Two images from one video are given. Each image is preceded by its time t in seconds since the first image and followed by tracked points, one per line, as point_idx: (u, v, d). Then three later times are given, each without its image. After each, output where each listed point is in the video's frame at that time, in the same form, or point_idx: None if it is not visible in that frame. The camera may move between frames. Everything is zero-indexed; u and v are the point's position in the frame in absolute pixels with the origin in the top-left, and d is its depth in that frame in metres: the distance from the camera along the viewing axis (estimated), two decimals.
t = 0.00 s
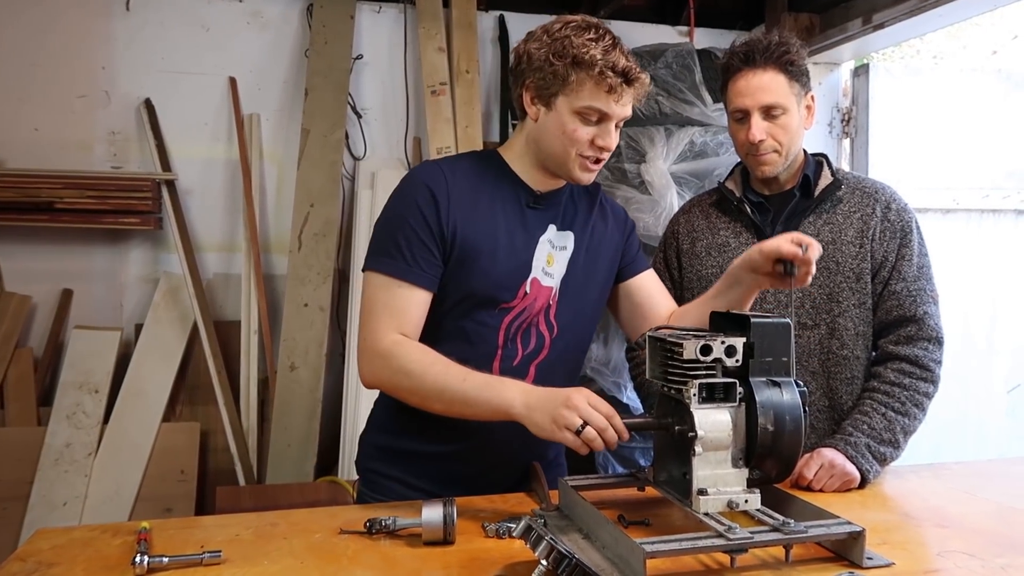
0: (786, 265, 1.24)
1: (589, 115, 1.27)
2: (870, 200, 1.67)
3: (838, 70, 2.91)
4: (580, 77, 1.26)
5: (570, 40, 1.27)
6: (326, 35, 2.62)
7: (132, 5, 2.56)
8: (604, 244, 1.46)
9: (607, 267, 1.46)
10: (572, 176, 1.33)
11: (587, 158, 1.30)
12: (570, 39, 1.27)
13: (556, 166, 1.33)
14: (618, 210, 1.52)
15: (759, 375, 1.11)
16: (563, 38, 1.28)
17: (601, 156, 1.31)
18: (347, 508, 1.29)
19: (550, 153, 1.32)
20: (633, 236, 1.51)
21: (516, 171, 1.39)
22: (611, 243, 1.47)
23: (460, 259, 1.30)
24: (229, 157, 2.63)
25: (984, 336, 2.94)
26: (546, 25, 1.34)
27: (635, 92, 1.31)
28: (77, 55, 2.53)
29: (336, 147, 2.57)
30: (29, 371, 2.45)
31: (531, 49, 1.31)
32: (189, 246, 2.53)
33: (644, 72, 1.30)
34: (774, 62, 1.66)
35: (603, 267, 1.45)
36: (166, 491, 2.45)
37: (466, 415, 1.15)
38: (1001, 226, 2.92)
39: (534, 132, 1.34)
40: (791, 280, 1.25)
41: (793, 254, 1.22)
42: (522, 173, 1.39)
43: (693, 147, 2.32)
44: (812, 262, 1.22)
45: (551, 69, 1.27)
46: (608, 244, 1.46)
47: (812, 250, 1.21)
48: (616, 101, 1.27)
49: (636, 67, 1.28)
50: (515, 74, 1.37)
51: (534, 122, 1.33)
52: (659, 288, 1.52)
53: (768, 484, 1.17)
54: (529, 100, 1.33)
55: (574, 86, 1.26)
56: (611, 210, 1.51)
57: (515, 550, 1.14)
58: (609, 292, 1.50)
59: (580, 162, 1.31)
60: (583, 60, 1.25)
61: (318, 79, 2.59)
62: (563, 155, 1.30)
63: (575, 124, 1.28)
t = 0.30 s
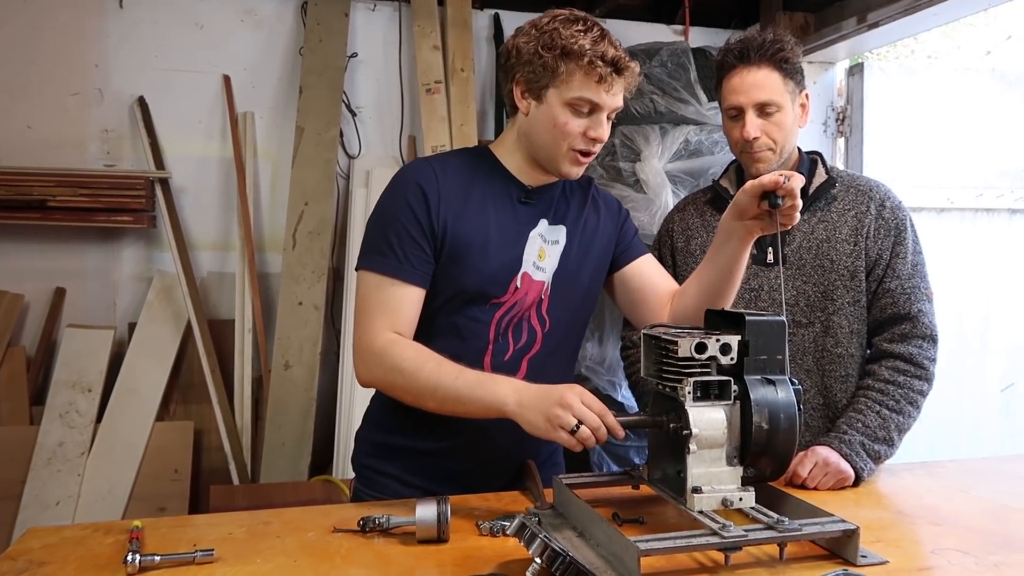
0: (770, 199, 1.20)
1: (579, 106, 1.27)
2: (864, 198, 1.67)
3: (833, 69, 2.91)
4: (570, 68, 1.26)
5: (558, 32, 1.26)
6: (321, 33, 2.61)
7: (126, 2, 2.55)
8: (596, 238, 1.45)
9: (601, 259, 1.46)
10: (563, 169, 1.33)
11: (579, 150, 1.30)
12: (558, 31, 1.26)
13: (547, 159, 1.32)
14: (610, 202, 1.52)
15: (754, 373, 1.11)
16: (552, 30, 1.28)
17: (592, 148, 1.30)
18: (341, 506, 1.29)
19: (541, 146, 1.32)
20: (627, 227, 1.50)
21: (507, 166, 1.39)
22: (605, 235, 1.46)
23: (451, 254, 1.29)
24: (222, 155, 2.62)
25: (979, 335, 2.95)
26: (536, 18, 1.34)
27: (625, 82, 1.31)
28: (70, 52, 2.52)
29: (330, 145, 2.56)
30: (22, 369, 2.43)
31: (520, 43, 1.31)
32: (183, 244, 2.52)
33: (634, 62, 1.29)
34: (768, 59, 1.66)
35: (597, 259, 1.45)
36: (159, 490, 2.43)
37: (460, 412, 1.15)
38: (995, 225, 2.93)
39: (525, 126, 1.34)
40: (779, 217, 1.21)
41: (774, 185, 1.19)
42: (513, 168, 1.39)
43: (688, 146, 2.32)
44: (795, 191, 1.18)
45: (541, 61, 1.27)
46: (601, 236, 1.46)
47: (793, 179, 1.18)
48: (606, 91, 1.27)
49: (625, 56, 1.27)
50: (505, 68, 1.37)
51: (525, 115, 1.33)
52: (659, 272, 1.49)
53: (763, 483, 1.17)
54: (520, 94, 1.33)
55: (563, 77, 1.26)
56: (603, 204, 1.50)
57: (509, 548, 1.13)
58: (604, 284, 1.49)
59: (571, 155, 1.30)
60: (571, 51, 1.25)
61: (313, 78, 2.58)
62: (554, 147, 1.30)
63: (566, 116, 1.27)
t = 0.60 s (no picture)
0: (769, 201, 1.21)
1: (572, 106, 1.27)
2: (860, 196, 1.67)
3: (829, 67, 2.92)
4: (561, 69, 1.25)
5: (548, 33, 1.26)
6: (317, 30, 2.60)
7: None
8: (592, 236, 1.45)
9: (597, 258, 1.45)
10: (557, 170, 1.33)
11: (573, 151, 1.30)
12: (549, 32, 1.26)
13: (541, 159, 1.32)
14: (606, 200, 1.51)
15: (750, 371, 1.11)
16: (543, 31, 1.27)
17: (586, 147, 1.30)
18: (337, 505, 1.29)
19: (535, 147, 1.31)
20: (623, 225, 1.50)
21: (500, 165, 1.39)
22: (601, 234, 1.46)
23: (445, 252, 1.29)
24: (218, 152, 2.62)
25: (974, 333, 2.96)
26: (527, 17, 1.33)
27: (618, 81, 1.30)
28: (65, 50, 2.51)
29: (326, 143, 2.56)
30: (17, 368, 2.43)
31: (511, 43, 1.31)
32: (178, 242, 2.52)
33: (626, 60, 1.28)
34: (764, 58, 1.66)
35: (592, 257, 1.45)
36: (155, 489, 2.43)
37: (456, 409, 1.15)
38: (990, 223, 2.94)
39: (518, 126, 1.33)
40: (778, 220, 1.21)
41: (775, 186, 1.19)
42: (507, 167, 1.39)
43: (685, 144, 2.33)
44: (796, 195, 1.18)
45: (532, 62, 1.27)
46: (597, 235, 1.46)
47: (795, 182, 1.18)
48: (598, 91, 1.26)
49: (617, 56, 1.26)
50: (498, 68, 1.36)
51: (518, 116, 1.33)
52: (650, 272, 1.50)
53: (759, 480, 1.17)
54: (512, 94, 1.32)
55: (555, 79, 1.25)
56: (599, 203, 1.50)
57: (505, 546, 1.13)
58: (599, 282, 1.49)
59: (565, 155, 1.30)
60: (562, 52, 1.24)
61: (308, 75, 2.58)
62: (547, 148, 1.30)
63: (558, 117, 1.27)
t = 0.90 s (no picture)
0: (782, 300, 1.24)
1: (555, 92, 1.28)
2: (857, 195, 1.67)
3: (826, 66, 2.92)
4: (540, 57, 1.27)
5: (525, 23, 1.28)
6: (314, 29, 2.60)
7: None
8: (587, 231, 1.44)
9: (592, 254, 1.44)
10: (548, 158, 1.33)
11: (561, 137, 1.30)
12: (525, 22, 1.28)
13: (531, 149, 1.32)
14: (602, 198, 1.51)
15: (748, 369, 1.11)
16: (518, 22, 1.30)
17: (574, 133, 1.31)
18: (335, 504, 1.28)
19: (524, 138, 1.32)
20: (618, 222, 1.49)
21: (492, 160, 1.39)
22: (596, 229, 1.45)
23: (440, 247, 1.29)
24: (215, 151, 2.61)
25: (971, 332, 2.96)
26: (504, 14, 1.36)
27: (598, 64, 1.31)
28: (62, 48, 2.51)
29: (324, 142, 2.55)
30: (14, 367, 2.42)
31: (490, 39, 1.34)
32: (176, 241, 2.51)
33: (603, 42, 1.30)
34: (762, 55, 1.66)
35: (588, 253, 1.44)
36: (152, 487, 2.43)
37: (455, 405, 1.15)
38: (987, 222, 2.94)
39: (506, 119, 1.35)
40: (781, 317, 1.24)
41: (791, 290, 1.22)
42: (500, 162, 1.39)
43: (682, 142, 2.32)
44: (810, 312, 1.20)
45: (512, 54, 1.29)
46: (592, 230, 1.45)
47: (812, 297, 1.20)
48: (579, 74, 1.27)
49: (593, 38, 1.28)
50: (481, 66, 1.39)
51: (504, 109, 1.34)
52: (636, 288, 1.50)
53: (756, 479, 1.17)
54: (496, 88, 1.34)
55: (535, 67, 1.27)
56: (595, 199, 1.49)
57: (503, 544, 1.13)
58: (596, 280, 1.48)
59: (554, 142, 1.31)
60: (539, 40, 1.26)
61: (306, 73, 2.57)
62: (535, 137, 1.30)
63: (543, 104, 1.28)
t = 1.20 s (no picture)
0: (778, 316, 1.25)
1: (544, 90, 1.29)
2: (856, 195, 1.68)
3: (824, 66, 2.92)
4: (524, 56, 1.28)
5: (507, 25, 1.30)
6: (312, 28, 2.60)
7: None
8: (588, 232, 1.44)
9: (594, 255, 1.44)
10: (544, 156, 1.34)
11: (555, 133, 1.31)
12: (507, 23, 1.30)
13: (527, 147, 1.33)
14: (604, 200, 1.50)
15: (746, 368, 1.10)
16: (502, 23, 1.32)
17: (567, 128, 1.31)
18: (333, 503, 1.28)
19: (518, 138, 1.33)
20: (620, 225, 1.49)
21: (492, 160, 1.40)
22: (598, 230, 1.45)
23: (442, 244, 1.29)
24: (213, 150, 2.61)
25: (968, 331, 2.97)
26: (490, 18, 1.38)
27: (585, 57, 1.30)
28: (60, 46, 2.50)
29: (322, 141, 2.55)
30: (11, 366, 2.42)
31: (477, 44, 1.36)
32: (174, 240, 2.51)
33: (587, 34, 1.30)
34: (763, 51, 1.66)
35: (590, 253, 1.43)
36: (150, 487, 2.42)
37: (454, 403, 1.15)
38: (984, 221, 2.95)
39: (500, 120, 1.36)
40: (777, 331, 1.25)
41: (790, 304, 1.23)
42: (501, 162, 1.40)
43: (680, 142, 2.32)
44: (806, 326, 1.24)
45: (498, 57, 1.31)
46: (594, 231, 1.45)
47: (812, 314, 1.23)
48: (565, 69, 1.27)
49: (577, 32, 1.28)
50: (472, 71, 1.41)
51: (497, 110, 1.35)
52: (641, 288, 1.50)
53: (755, 477, 1.17)
54: (488, 91, 1.36)
55: (521, 67, 1.28)
56: (597, 200, 1.49)
57: (501, 544, 1.13)
58: (598, 283, 1.48)
59: (548, 140, 1.31)
60: (522, 41, 1.27)
61: (304, 72, 2.57)
62: (528, 135, 1.31)
63: (533, 102, 1.29)
